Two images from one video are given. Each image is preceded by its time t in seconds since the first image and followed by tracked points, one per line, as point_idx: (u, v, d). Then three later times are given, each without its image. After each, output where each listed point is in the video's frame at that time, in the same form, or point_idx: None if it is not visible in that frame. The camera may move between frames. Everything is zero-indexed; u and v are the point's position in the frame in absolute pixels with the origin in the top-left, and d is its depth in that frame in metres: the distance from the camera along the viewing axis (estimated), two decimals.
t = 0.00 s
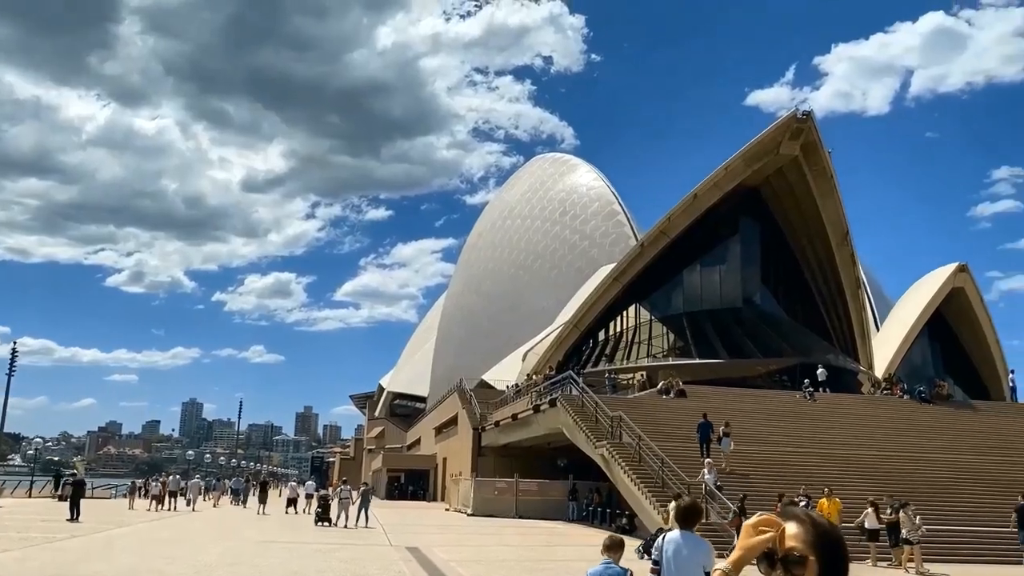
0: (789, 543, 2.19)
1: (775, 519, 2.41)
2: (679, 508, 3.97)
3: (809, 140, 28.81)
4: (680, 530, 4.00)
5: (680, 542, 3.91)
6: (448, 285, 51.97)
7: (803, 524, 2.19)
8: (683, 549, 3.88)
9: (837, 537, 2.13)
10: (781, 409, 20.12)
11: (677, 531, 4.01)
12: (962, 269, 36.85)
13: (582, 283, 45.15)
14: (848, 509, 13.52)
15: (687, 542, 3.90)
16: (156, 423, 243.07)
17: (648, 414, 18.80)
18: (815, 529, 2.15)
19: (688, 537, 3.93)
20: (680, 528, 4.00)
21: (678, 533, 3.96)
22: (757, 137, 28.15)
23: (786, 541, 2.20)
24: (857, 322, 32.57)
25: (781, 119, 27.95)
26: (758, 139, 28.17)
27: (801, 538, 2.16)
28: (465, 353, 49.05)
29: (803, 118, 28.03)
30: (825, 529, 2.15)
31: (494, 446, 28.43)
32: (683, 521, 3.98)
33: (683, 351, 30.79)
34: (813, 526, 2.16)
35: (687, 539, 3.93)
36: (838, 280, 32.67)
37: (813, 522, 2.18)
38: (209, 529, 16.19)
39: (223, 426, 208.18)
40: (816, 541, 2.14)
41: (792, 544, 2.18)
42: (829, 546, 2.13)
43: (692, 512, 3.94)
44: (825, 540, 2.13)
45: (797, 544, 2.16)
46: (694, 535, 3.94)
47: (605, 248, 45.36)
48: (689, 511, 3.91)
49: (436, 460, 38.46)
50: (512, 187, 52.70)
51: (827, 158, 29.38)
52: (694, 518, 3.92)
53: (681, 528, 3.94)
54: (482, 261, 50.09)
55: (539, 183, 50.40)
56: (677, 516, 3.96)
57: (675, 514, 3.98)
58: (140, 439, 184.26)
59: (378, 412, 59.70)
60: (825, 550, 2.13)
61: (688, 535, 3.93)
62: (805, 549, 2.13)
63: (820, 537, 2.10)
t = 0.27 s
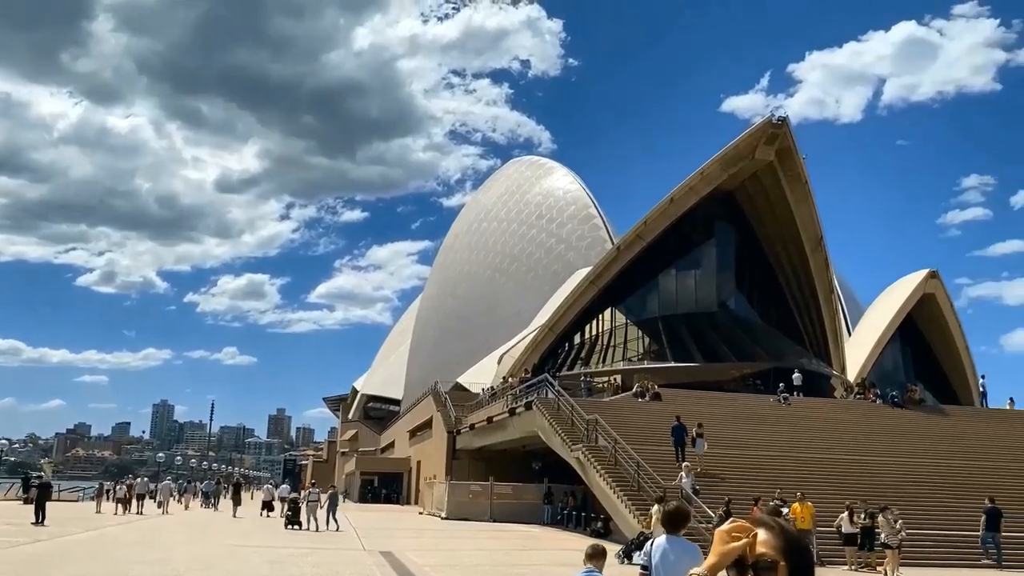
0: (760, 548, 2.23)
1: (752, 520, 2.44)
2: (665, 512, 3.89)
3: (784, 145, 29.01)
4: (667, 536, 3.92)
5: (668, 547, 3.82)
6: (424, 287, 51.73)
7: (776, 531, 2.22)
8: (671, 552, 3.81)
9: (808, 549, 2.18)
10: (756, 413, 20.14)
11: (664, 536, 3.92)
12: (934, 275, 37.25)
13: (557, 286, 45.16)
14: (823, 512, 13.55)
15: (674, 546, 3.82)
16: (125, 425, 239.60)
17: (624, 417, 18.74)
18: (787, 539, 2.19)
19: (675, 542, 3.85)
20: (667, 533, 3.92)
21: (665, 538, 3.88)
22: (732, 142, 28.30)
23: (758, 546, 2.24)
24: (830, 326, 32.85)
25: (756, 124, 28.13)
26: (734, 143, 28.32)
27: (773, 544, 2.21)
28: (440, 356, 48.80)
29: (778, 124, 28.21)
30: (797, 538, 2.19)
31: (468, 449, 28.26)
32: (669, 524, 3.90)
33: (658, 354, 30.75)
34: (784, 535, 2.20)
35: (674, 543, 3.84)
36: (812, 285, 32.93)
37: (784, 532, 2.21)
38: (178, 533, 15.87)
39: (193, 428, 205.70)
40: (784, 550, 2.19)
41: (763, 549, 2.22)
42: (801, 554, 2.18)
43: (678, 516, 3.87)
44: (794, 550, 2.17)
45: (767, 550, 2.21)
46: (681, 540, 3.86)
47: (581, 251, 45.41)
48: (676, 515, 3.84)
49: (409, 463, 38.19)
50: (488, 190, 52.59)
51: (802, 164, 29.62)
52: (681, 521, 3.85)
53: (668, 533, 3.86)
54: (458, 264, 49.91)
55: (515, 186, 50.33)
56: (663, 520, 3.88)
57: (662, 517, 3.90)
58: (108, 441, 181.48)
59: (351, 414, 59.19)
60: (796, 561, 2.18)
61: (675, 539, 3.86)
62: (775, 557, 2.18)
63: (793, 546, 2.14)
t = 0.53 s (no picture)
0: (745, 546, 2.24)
1: (737, 519, 2.45)
2: (665, 510, 3.93)
3: (763, 148, 29.22)
4: (665, 532, 3.94)
5: (666, 545, 3.84)
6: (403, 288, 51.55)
7: (759, 527, 2.22)
8: (668, 549, 3.82)
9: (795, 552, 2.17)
10: (736, 414, 20.25)
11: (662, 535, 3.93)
12: (909, 278, 37.63)
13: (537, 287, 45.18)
14: (801, 513, 13.63)
15: (674, 543, 3.84)
16: (99, 425, 236.80)
17: (604, 418, 18.77)
18: (771, 534, 2.18)
19: (673, 538, 3.87)
20: (664, 530, 3.94)
21: (663, 535, 3.90)
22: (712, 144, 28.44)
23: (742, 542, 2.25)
24: (807, 327, 33.16)
25: (736, 127, 28.33)
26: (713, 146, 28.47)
27: (756, 540, 2.21)
28: (420, 356, 48.65)
29: (758, 126, 28.42)
30: (780, 535, 2.19)
31: (448, 450, 28.20)
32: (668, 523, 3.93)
33: (637, 355, 30.80)
34: (768, 530, 2.20)
35: (673, 541, 3.87)
36: (790, 287, 33.21)
37: (769, 530, 2.20)
38: (154, 534, 15.69)
39: (169, 429, 203.73)
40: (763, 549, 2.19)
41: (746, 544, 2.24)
42: (787, 551, 2.17)
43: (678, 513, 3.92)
44: (777, 550, 2.16)
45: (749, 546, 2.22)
46: (679, 536, 3.89)
47: (561, 252, 45.46)
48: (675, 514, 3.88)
49: (388, 464, 38.03)
50: (468, 191, 52.47)
51: (780, 167, 29.84)
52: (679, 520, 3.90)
53: (667, 530, 3.88)
54: (438, 264, 49.77)
55: (495, 187, 50.29)
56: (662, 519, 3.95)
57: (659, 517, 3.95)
58: (82, 441, 179.26)
59: (330, 415, 58.85)
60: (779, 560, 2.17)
61: (673, 536, 3.88)
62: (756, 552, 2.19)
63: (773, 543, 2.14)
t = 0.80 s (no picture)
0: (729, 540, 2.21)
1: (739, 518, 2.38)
2: (679, 513, 3.95)
3: (747, 147, 29.31)
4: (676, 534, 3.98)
5: (678, 547, 3.86)
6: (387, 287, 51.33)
7: (742, 524, 2.18)
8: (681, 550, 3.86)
9: (784, 541, 2.13)
10: (720, 413, 20.28)
11: (674, 538, 3.95)
12: (889, 278, 37.89)
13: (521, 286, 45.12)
14: (787, 511, 13.65)
15: (686, 544, 3.88)
16: (78, 424, 234.35)
17: (589, 417, 18.74)
18: (754, 528, 2.15)
19: (684, 541, 3.92)
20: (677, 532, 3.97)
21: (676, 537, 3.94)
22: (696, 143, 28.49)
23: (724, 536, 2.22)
24: (789, 326, 33.32)
25: (720, 127, 28.40)
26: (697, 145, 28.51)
27: (737, 536, 2.18)
28: (403, 355, 48.45)
29: (742, 126, 28.50)
30: (766, 528, 2.16)
31: (431, 449, 28.08)
32: (679, 526, 3.97)
33: (621, 354, 30.79)
34: (751, 525, 2.16)
35: (684, 544, 3.88)
36: (773, 286, 33.35)
37: (754, 524, 2.16)
38: (134, 535, 15.46)
39: (149, 428, 202.04)
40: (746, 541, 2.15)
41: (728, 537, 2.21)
42: (774, 541, 2.14)
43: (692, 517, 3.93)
44: (757, 543, 2.13)
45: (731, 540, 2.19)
46: (690, 539, 3.93)
47: (545, 252, 45.44)
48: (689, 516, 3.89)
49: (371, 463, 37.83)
50: (452, 189, 52.31)
51: (764, 167, 29.95)
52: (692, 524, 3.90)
53: (679, 532, 3.92)
54: (421, 263, 49.59)
55: (479, 186, 50.17)
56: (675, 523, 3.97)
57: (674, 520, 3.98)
58: (61, 440, 177.37)
59: (312, 414, 58.52)
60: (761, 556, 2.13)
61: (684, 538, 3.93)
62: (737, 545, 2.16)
63: (753, 533, 2.11)
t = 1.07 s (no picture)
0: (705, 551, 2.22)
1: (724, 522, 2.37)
2: (692, 511, 4.06)
3: (735, 145, 29.34)
4: (688, 532, 4.12)
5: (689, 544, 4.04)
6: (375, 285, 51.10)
7: (718, 536, 2.20)
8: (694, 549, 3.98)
9: (760, 551, 2.15)
10: (709, 411, 20.27)
11: (686, 533, 4.11)
12: (876, 276, 38.10)
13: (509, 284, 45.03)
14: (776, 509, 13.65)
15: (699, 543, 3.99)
16: (61, 423, 232.49)
17: (579, 415, 18.68)
18: (726, 542, 2.17)
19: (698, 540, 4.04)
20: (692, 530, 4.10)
21: (690, 535, 4.07)
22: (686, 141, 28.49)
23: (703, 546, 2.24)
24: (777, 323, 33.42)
25: (709, 125, 28.40)
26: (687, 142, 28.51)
27: (711, 547, 2.19)
28: (391, 353, 48.24)
29: (730, 124, 28.52)
30: (739, 539, 2.17)
31: (419, 448, 27.98)
32: (693, 523, 4.09)
33: (610, 352, 30.74)
34: (724, 537, 2.18)
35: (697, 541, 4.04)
36: (760, 284, 33.40)
37: (728, 537, 2.19)
38: (119, 535, 15.29)
39: (134, 427, 200.76)
40: (720, 554, 2.17)
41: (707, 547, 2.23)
42: (750, 552, 2.16)
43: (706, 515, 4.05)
44: (733, 557, 2.15)
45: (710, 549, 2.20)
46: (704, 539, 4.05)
47: (534, 250, 45.38)
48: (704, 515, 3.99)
49: (358, 462, 37.67)
50: (439, 187, 52.16)
51: (752, 165, 29.99)
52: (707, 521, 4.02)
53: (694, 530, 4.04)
54: (410, 261, 49.41)
55: (467, 184, 50.03)
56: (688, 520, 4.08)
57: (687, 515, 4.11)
58: (44, 440, 175.98)
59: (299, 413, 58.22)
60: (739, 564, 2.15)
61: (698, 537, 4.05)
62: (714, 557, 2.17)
63: (730, 545, 2.12)
